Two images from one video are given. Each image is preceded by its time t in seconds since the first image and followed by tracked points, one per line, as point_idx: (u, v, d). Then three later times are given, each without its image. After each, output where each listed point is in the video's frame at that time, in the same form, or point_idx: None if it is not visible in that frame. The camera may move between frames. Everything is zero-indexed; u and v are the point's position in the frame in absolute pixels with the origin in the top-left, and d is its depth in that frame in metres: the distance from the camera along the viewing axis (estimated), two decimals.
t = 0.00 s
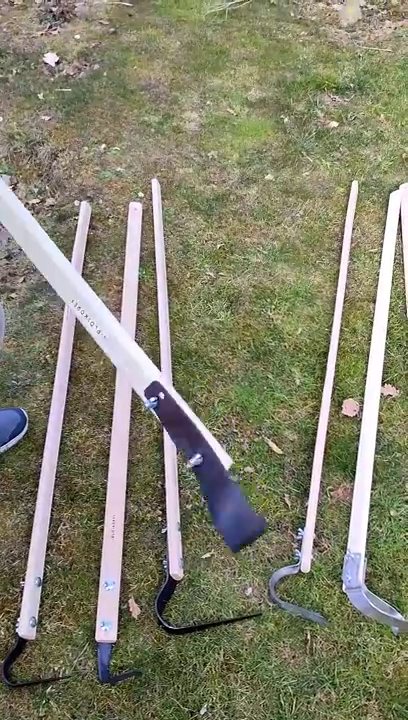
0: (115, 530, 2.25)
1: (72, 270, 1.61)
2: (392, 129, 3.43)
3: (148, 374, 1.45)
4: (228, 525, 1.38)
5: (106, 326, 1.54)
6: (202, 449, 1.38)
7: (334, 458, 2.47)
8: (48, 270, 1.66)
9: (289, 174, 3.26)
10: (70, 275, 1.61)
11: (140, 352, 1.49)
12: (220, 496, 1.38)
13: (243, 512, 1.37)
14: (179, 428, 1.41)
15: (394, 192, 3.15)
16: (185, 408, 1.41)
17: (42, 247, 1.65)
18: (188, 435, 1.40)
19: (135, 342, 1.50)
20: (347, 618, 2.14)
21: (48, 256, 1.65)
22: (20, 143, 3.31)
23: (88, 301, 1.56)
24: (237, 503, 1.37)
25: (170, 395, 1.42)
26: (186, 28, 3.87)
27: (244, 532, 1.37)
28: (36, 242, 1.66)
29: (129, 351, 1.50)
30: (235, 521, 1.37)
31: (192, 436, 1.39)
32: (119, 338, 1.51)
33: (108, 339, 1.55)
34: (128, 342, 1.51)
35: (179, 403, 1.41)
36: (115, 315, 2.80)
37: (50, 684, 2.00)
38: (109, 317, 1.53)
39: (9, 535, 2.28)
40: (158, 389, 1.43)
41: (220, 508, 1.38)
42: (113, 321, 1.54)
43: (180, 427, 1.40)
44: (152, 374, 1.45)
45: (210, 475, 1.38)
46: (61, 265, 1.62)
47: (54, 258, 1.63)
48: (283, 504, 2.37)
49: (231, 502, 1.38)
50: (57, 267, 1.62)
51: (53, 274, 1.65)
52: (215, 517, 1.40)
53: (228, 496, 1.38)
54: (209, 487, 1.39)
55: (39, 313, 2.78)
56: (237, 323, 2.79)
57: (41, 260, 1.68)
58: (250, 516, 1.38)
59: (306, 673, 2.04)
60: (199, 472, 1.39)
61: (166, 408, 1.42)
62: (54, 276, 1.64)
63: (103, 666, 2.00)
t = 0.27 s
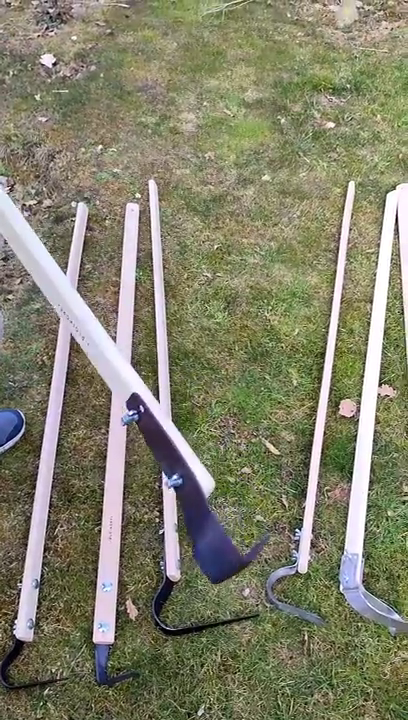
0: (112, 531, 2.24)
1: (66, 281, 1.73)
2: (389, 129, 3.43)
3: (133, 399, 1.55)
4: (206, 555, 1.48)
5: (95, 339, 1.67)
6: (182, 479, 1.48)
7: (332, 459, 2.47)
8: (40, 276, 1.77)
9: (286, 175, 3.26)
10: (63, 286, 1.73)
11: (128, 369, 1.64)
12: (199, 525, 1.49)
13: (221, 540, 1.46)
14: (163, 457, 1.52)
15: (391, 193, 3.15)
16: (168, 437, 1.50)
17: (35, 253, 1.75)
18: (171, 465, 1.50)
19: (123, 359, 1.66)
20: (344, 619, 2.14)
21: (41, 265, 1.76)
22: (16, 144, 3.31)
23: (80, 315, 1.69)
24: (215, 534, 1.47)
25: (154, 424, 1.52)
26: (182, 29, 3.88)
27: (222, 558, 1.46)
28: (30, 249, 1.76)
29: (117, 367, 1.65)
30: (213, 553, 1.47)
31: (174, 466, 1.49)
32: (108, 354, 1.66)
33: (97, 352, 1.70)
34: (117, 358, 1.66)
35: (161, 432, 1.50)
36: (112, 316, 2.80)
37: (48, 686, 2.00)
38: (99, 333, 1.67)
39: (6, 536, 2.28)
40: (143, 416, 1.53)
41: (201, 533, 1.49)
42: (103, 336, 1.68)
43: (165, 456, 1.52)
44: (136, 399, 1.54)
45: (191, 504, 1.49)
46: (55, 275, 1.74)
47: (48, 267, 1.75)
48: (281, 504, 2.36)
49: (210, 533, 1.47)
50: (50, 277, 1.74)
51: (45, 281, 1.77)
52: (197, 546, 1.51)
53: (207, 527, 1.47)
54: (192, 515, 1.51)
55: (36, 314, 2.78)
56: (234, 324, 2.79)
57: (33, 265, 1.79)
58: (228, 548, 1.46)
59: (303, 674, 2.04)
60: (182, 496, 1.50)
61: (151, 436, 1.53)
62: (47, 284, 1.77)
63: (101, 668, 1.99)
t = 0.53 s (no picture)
0: (109, 531, 2.25)
1: (48, 296, 1.75)
2: (386, 128, 3.43)
3: (115, 420, 1.55)
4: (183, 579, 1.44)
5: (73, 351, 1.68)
6: (160, 501, 1.44)
7: (328, 458, 2.47)
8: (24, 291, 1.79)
9: (282, 174, 3.26)
10: (45, 300, 1.75)
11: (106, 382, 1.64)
12: (177, 548, 1.45)
13: (199, 564, 1.43)
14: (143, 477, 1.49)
15: (388, 192, 3.15)
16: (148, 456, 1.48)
17: (18, 267, 1.78)
18: (150, 486, 1.47)
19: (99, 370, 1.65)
20: (341, 618, 2.14)
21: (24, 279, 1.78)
22: (13, 144, 3.31)
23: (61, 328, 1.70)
24: (193, 556, 1.43)
25: (133, 443, 1.49)
26: (179, 28, 3.88)
27: (199, 583, 1.43)
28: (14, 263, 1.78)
29: (93, 380, 1.65)
30: (190, 577, 1.44)
31: (153, 488, 1.45)
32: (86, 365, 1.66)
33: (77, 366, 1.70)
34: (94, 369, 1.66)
35: (141, 453, 1.47)
36: (109, 316, 2.79)
37: (45, 686, 2.00)
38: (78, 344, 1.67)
39: (3, 537, 2.28)
40: (124, 437, 1.51)
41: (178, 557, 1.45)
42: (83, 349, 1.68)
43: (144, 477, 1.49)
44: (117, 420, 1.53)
45: (169, 526, 1.45)
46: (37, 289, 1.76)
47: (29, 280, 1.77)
48: (277, 504, 2.37)
49: (187, 557, 1.44)
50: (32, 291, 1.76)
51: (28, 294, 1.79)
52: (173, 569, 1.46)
53: (184, 551, 1.44)
54: (168, 538, 1.47)
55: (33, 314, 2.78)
56: (231, 324, 2.79)
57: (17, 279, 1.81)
58: (206, 573, 1.43)
59: (300, 674, 2.04)
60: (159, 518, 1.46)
61: (131, 456, 1.50)
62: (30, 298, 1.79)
63: (98, 669, 2.00)
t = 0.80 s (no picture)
0: (106, 531, 2.25)
1: (38, 309, 1.80)
2: (383, 127, 3.43)
3: (100, 429, 1.61)
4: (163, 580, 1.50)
5: (61, 361, 1.73)
6: (143, 506, 1.52)
7: (326, 457, 2.47)
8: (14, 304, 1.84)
9: (280, 173, 3.25)
10: (34, 312, 1.80)
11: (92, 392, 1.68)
12: (157, 551, 1.52)
13: (179, 566, 1.50)
14: (125, 483, 1.55)
15: (385, 191, 3.15)
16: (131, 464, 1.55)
17: (10, 281, 1.82)
18: (133, 492, 1.54)
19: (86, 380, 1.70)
20: (339, 618, 2.13)
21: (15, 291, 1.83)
22: (9, 143, 3.30)
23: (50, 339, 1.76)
24: (173, 558, 1.50)
25: (118, 452, 1.56)
26: (176, 26, 3.87)
27: (179, 584, 1.49)
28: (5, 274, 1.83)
29: (80, 390, 1.68)
30: (170, 579, 1.50)
31: (137, 493, 1.53)
32: (73, 375, 1.70)
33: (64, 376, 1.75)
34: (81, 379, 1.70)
35: (126, 460, 1.54)
36: (106, 315, 2.79)
37: (42, 687, 2.00)
38: (66, 355, 1.72)
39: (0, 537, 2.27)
40: (109, 444, 1.58)
41: (158, 560, 1.51)
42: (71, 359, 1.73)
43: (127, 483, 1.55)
44: (103, 429, 1.59)
45: (150, 530, 1.52)
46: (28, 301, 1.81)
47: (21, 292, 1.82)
48: (275, 504, 2.36)
49: (168, 559, 1.51)
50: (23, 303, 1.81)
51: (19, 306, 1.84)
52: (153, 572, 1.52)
53: (165, 553, 1.51)
54: (149, 543, 1.54)
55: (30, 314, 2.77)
56: (228, 323, 2.78)
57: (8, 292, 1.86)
58: (185, 574, 1.50)
59: (298, 674, 2.04)
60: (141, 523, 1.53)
61: (116, 464, 1.56)
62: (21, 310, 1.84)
63: (95, 669, 1.99)
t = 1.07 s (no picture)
0: (103, 531, 2.24)
1: (32, 311, 1.79)
2: (381, 124, 3.41)
3: (94, 430, 1.59)
4: (157, 579, 1.50)
5: (54, 364, 1.70)
6: (137, 506, 1.52)
7: (324, 456, 2.45)
8: (9, 308, 1.83)
9: (277, 170, 3.24)
10: (28, 315, 1.79)
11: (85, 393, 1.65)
12: (153, 550, 1.52)
13: (173, 565, 1.50)
14: (120, 484, 1.55)
15: (384, 189, 3.14)
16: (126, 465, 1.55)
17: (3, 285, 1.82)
18: (127, 492, 1.54)
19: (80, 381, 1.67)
20: (337, 618, 2.12)
21: (10, 296, 1.81)
22: (6, 141, 3.28)
23: (44, 342, 1.74)
24: (167, 557, 1.51)
25: (113, 452, 1.55)
26: (173, 23, 3.85)
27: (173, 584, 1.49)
28: None
29: (72, 391, 1.66)
30: (164, 578, 1.50)
31: (131, 493, 1.53)
32: (66, 377, 1.68)
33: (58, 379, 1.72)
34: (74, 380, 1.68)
35: (120, 460, 1.54)
36: (103, 314, 2.77)
37: (38, 689, 1.98)
38: (59, 357, 1.70)
39: None
40: (103, 446, 1.57)
41: (152, 560, 1.52)
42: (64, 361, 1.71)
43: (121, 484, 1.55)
44: (97, 431, 1.57)
45: (145, 530, 1.53)
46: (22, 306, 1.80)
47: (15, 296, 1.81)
48: (273, 503, 2.35)
49: (163, 558, 1.51)
50: (17, 307, 1.80)
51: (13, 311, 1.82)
52: (147, 571, 1.52)
53: (160, 552, 1.51)
54: (143, 543, 1.54)
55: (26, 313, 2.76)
56: (225, 322, 2.77)
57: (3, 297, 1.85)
58: (179, 573, 1.49)
59: (296, 674, 2.03)
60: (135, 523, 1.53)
61: (109, 464, 1.56)
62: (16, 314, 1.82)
63: (91, 670, 1.98)
